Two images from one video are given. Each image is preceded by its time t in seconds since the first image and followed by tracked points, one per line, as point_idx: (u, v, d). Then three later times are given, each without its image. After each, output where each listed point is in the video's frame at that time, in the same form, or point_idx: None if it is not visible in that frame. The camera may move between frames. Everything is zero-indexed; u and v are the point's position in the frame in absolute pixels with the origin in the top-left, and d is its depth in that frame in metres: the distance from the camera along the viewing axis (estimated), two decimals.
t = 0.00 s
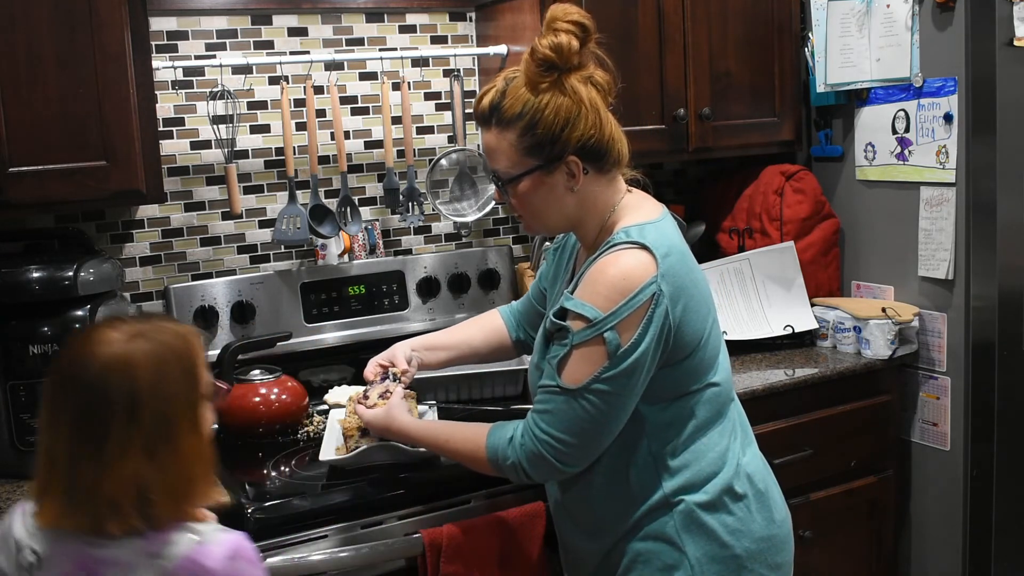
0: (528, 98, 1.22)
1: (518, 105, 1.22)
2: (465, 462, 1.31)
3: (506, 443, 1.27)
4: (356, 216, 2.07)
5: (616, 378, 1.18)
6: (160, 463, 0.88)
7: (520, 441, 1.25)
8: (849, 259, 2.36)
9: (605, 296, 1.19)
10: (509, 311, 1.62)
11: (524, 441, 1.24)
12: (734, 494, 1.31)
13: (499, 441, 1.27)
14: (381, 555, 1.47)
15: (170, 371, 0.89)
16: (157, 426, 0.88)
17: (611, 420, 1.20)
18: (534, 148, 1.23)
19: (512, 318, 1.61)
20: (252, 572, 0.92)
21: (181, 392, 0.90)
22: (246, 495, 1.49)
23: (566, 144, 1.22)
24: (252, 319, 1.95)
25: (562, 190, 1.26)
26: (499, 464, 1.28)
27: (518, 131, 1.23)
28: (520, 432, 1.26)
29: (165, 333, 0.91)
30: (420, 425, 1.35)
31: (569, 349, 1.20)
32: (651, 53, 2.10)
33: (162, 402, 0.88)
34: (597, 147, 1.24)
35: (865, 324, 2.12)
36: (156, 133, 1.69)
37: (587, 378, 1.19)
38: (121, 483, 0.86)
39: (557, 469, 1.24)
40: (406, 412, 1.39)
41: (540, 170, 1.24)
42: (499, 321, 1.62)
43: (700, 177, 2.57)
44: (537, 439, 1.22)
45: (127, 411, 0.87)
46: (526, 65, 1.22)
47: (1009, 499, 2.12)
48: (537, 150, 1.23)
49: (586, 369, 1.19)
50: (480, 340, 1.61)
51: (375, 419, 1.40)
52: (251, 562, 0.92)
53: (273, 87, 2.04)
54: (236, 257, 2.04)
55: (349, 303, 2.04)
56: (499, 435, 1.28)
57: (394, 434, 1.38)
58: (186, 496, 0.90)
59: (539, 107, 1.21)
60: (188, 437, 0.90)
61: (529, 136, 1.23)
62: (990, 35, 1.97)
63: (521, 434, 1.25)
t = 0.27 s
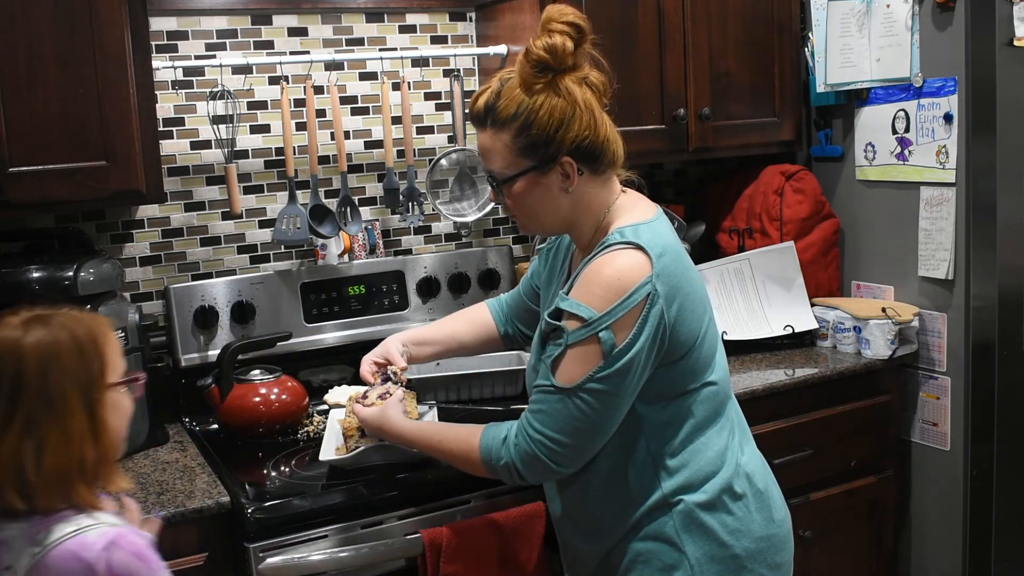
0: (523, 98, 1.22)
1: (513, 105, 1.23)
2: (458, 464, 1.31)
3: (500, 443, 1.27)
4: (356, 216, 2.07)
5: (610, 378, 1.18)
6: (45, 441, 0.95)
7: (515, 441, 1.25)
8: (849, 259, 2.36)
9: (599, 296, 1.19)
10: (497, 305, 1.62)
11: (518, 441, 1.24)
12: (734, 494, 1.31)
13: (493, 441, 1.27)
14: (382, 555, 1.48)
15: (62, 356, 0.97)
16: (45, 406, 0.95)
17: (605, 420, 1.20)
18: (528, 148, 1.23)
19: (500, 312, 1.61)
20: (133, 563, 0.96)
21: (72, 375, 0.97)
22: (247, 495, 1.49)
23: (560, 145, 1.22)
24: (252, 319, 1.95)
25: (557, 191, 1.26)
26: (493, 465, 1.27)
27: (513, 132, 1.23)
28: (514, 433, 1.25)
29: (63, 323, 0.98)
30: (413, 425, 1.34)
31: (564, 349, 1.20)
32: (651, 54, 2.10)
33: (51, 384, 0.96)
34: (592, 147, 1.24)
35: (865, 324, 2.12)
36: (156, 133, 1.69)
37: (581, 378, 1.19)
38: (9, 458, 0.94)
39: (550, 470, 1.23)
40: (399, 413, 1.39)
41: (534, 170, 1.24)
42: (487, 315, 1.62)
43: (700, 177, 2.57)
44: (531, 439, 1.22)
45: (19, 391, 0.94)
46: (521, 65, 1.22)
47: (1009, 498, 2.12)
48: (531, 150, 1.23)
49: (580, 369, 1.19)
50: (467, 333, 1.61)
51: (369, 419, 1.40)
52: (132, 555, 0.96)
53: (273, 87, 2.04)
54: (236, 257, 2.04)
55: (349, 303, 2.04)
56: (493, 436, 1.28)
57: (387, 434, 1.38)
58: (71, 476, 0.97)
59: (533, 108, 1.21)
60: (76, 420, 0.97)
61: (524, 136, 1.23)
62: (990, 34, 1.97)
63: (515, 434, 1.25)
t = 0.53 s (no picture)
0: (520, 98, 1.22)
1: (510, 105, 1.23)
2: (458, 465, 1.31)
3: (498, 442, 1.26)
4: (356, 216, 2.07)
5: (609, 376, 1.18)
6: None
7: (513, 440, 1.25)
8: (849, 259, 2.36)
9: (598, 294, 1.19)
10: (491, 300, 1.62)
11: (517, 439, 1.24)
12: (734, 493, 1.31)
13: (492, 440, 1.27)
14: (382, 555, 1.48)
15: (15, 373, 1.05)
16: None
17: (604, 419, 1.20)
18: (526, 148, 1.23)
19: (494, 307, 1.61)
20: None
21: (25, 391, 1.05)
22: (246, 495, 1.49)
23: (558, 144, 1.22)
24: (252, 319, 1.95)
25: (554, 191, 1.26)
26: (492, 465, 1.27)
27: (511, 131, 1.23)
28: (513, 432, 1.25)
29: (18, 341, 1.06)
30: (414, 425, 1.34)
31: (563, 347, 1.20)
32: (651, 54, 2.10)
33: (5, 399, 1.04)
34: (589, 148, 1.24)
35: (865, 324, 2.12)
36: (156, 133, 1.69)
37: (579, 376, 1.19)
38: None
39: (549, 469, 1.23)
40: (400, 412, 1.39)
41: (532, 170, 1.24)
42: (480, 310, 1.61)
43: (700, 177, 2.57)
44: (529, 438, 1.22)
45: None
46: (518, 65, 1.22)
47: (1009, 499, 2.11)
48: (529, 150, 1.23)
49: (579, 367, 1.19)
50: (459, 326, 1.61)
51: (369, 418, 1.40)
52: (93, 566, 1.04)
53: (273, 87, 2.04)
54: (236, 257, 2.04)
55: (349, 303, 2.04)
56: (491, 434, 1.28)
57: (387, 434, 1.38)
58: (19, 489, 1.04)
59: (531, 108, 1.22)
60: (25, 434, 1.05)
61: (521, 136, 1.23)
62: (990, 34, 1.97)
63: (514, 433, 1.25)
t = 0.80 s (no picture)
0: (521, 99, 1.22)
1: (511, 106, 1.22)
2: (459, 464, 1.31)
3: (498, 440, 1.26)
4: (356, 216, 2.07)
5: (608, 373, 1.18)
6: None
7: (513, 437, 1.25)
8: (849, 259, 2.36)
9: (597, 291, 1.19)
10: (490, 302, 1.62)
11: (516, 437, 1.24)
12: (735, 493, 1.31)
13: (492, 438, 1.27)
14: (382, 554, 1.48)
15: None
16: None
17: (604, 415, 1.20)
18: (527, 148, 1.23)
19: (494, 309, 1.60)
20: None
21: None
22: (247, 495, 1.49)
23: (558, 145, 1.22)
24: (252, 319, 1.95)
25: (555, 191, 1.26)
26: (492, 463, 1.27)
27: (511, 132, 1.23)
28: (512, 429, 1.25)
29: None
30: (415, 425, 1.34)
31: (562, 344, 1.20)
32: (651, 54, 2.10)
33: None
34: (589, 148, 1.24)
35: (865, 324, 2.12)
36: (156, 133, 1.69)
37: (579, 372, 1.19)
38: None
39: (549, 466, 1.23)
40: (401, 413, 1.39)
41: (533, 171, 1.24)
42: (480, 312, 1.61)
43: (700, 177, 2.57)
44: (529, 435, 1.22)
45: None
46: (519, 66, 1.22)
47: (1009, 498, 2.11)
48: (530, 151, 1.23)
49: (578, 364, 1.19)
50: (459, 328, 1.61)
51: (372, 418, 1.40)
52: None
53: (273, 87, 2.04)
54: (236, 257, 2.04)
55: (349, 303, 2.04)
56: (491, 432, 1.28)
57: (387, 434, 1.38)
58: None
59: (532, 109, 1.21)
60: None
61: (522, 137, 1.23)
62: (990, 34, 1.97)
63: (513, 430, 1.25)
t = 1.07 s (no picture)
0: (525, 102, 1.21)
1: (515, 109, 1.22)
2: (460, 462, 1.31)
3: (499, 437, 1.26)
4: (356, 216, 2.07)
5: (609, 368, 1.18)
6: None
7: (513, 434, 1.25)
8: (849, 258, 2.36)
9: (597, 287, 1.20)
10: (488, 305, 1.61)
11: (517, 433, 1.24)
12: (736, 492, 1.31)
13: (492, 435, 1.27)
14: (383, 555, 1.48)
15: None
16: None
17: (604, 411, 1.20)
18: (531, 152, 1.23)
19: (493, 313, 1.60)
20: None
21: None
22: (247, 495, 1.49)
23: (562, 148, 1.22)
24: (252, 319, 1.95)
25: (558, 193, 1.26)
26: (492, 461, 1.27)
27: (515, 136, 1.23)
28: (513, 426, 1.25)
29: None
30: (416, 424, 1.34)
31: (563, 340, 1.20)
32: (651, 54, 2.10)
33: None
34: (593, 150, 1.24)
35: (865, 324, 2.12)
36: (156, 133, 1.69)
37: (580, 368, 1.19)
38: None
39: (550, 463, 1.23)
40: (401, 413, 1.39)
41: (537, 174, 1.24)
42: (478, 315, 1.61)
43: (700, 177, 2.57)
44: (530, 431, 1.22)
45: None
46: (523, 69, 1.21)
47: (1009, 498, 2.11)
48: (534, 154, 1.23)
49: (579, 360, 1.19)
50: (458, 330, 1.61)
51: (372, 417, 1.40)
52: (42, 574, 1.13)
53: (273, 87, 2.04)
54: (236, 257, 2.04)
55: (349, 303, 2.04)
56: (491, 430, 1.28)
57: (388, 433, 1.38)
58: None
59: (536, 112, 1.21)
60: None
61: (526, 140, 1.22)
62: (990, 35, 1.97)
63: (514, 427, 1.25)
